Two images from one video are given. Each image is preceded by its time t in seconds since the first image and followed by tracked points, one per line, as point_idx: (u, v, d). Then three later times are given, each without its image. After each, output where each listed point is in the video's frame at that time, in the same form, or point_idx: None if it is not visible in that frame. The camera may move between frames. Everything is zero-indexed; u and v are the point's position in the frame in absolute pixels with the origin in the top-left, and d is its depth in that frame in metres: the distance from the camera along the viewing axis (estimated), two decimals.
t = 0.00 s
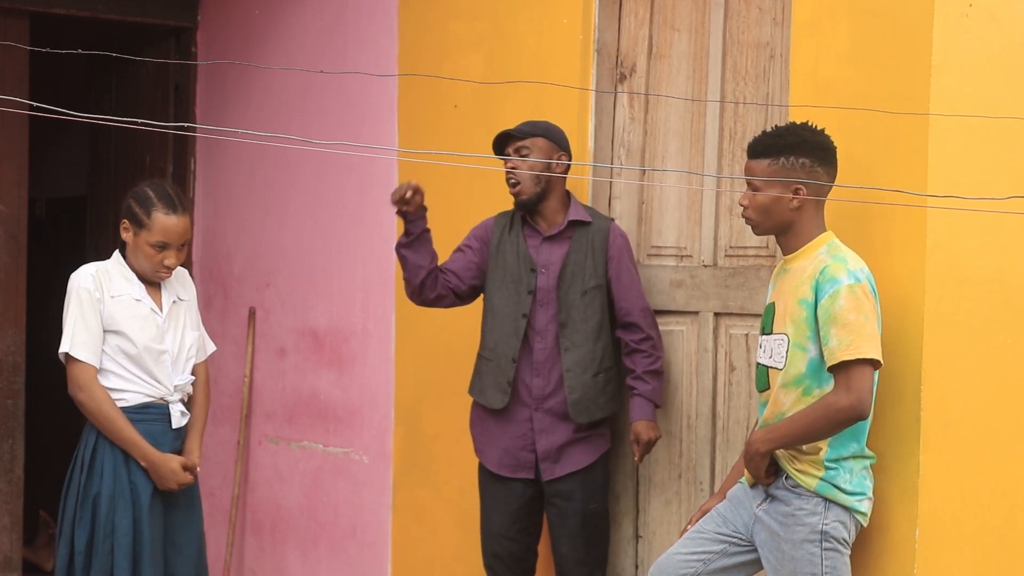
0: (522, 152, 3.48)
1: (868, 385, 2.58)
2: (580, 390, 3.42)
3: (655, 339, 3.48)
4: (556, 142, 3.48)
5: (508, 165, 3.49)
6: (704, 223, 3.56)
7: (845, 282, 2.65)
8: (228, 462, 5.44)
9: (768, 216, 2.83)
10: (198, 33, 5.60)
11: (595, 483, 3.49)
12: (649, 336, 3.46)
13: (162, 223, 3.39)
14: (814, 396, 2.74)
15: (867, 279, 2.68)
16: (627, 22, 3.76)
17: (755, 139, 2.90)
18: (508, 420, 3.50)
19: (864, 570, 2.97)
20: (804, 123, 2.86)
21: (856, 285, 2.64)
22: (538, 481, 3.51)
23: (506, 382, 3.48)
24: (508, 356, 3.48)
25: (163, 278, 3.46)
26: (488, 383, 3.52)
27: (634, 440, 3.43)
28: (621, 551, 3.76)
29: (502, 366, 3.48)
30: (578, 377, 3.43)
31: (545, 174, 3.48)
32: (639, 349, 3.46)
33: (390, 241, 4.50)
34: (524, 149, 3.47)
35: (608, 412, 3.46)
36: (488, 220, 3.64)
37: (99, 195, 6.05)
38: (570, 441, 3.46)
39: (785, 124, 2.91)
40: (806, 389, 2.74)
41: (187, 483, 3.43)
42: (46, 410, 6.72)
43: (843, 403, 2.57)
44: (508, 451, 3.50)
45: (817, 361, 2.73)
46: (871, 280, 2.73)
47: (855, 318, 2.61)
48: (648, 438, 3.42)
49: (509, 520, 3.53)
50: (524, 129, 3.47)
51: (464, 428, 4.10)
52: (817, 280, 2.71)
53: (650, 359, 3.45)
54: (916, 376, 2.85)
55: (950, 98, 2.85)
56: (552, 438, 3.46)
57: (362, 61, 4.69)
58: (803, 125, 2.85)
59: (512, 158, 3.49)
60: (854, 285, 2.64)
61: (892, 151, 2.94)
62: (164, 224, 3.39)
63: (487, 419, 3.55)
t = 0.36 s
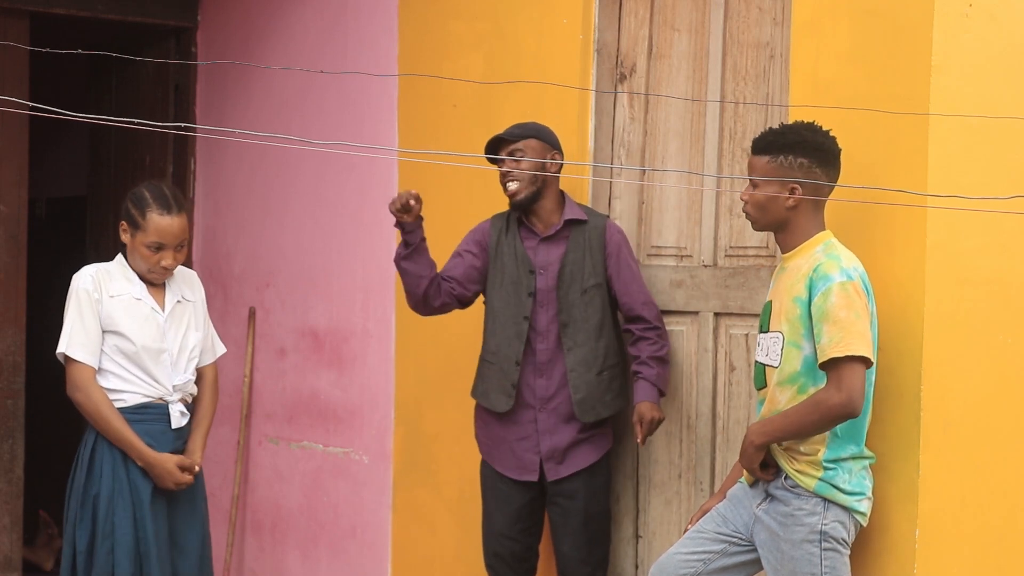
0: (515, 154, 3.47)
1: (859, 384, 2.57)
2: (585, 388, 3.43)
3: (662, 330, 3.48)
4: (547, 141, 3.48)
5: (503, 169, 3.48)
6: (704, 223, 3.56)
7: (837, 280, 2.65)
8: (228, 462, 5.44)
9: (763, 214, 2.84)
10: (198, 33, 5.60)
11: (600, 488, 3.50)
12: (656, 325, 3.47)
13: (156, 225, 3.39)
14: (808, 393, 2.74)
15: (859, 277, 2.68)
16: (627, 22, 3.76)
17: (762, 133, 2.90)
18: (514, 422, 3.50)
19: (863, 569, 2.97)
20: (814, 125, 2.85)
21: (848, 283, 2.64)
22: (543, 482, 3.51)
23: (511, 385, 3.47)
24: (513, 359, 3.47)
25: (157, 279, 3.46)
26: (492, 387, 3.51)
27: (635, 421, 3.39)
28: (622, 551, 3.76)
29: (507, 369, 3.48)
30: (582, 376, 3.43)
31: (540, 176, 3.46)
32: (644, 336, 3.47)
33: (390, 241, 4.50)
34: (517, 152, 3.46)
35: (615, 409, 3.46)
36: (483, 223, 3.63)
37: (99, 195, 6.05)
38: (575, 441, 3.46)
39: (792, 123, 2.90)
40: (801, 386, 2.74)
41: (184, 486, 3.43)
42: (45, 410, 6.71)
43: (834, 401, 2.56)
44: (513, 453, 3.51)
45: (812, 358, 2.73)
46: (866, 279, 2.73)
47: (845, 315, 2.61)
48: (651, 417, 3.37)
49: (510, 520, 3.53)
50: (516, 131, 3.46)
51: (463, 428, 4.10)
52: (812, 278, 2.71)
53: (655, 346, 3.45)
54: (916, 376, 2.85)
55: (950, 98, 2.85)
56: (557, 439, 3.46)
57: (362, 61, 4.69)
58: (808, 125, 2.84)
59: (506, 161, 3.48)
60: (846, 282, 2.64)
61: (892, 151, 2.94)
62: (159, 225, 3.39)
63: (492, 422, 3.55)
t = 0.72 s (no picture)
0: (516, 157, 3.45)
1: (854, 380, 2.57)
2: (586, 388, 3.43)
3: (659, 335, 3.48)
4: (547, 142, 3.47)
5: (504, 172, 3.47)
6: (704, 223, 3.56)
7: (831, 277, 2.65)
8: (228, 462, 5.44)
9: (758, 210, 2.86)
10: (198, 33, 5.60)
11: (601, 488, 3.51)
12: (654, 329, 3.47)
13: (151, 221, 3.39)
14: (804, 390, 2.73)
15: (854, 274, 2.68)
16: (627, 22, 3.76)
17: (766, 130, 2.92)
18: (516, 422, 3.50)
19: (864, 569, 2.97)
20: (817, 127, 2.85)
21: (842, 280, 2.64)
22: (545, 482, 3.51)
23: (512, 385, 3.47)
24: (514, 359, 3.46)
25: (153, 276, 3.46)
26: (494, 387, 3.51)
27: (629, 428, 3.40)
28: (621, 551, 3.76)
29: (507, 369, 3.47)
30: (584, 376, 3.43)
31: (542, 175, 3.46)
32: (642, 341, 3.47)
33: (390, 241, 4.50)
34: (518, 153, 3.45)
35: (613, 410, 3.47)
36: (484, 222, 3.62)
37: (99, 195, 6.05)
38: (578, 441, 3.46)
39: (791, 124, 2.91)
40: (797, 384, 2.74)
41: (173, 494, 3.40)
42: (45, 410, 6.71)
43: (829, 398, 2.57)
44: (515, 453, 3.51)
45: (807, 356, 2.72)
46: (862, 277, 2.73)
47: (838, 312, 2.61)
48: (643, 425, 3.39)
49: (511, 520, 3.53)
50: (514, 134, 3.45)
51: (463, 428, 4.10)
52: (807, 276, 2.71)
53: (652, 352, 3.45)
54: (916, 375, 2.85)
55: (950, 98, 2.85)
56: (560, 440, 3.46)
57: (362, 61, 4.69)
58: (809, 126, 2.84)
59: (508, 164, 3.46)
60: (840, 280, 2.64)
61: (892, 151, 2.94)
62: (154, 222, 3.39)
63: (495, 421, 3.55)
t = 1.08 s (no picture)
0: (538, 140, 3.49)
1: (851, 380, 2.56)
2: (591, 384, 3.43)
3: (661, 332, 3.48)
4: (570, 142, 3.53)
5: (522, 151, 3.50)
6: (704, 223, 3.56)
7: (829, 277, 2.65)
8: (228, 462, 5.44)
9: (755, 211, 2.87)
10: (198, 33, 5.60)
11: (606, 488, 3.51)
12: (656, 326, 3.47)
13: (140, 221, 3.39)
14: (802, 390, 2.73)
15: (853, 275, 2.68)
16: (627, 22, 3.76)
17: (762, 132, 2.93)
18: (522, 417, 3.50)
19: (863, 569, 2.97)
20: (811, 125, 2.84)
21: (840, 280, 2.64)
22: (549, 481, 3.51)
23: (522, 380, 3.45)
24: (524, 353, 3.45)
25: (150, 276, 3.46)
26: (501, 381, 3.49)
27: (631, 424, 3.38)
28: (621, 551, 3.76)
29: (518, 363, 3.46)
30: (589, 371, 3.43)
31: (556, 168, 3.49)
32: (644, 339, 3.46)
33: (390, 241, 4.50)
34: (541, 137, 3.49)
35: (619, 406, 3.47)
36: (488, 218, 3.60)
37: (98, 195, 6.05)
38: (583, 438, 3.46)
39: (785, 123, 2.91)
40: (795, 384, 2.74)
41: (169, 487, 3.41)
42: (45, 410, 6.71)
43: (826, 397, 2.57)
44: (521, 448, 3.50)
45: (805, 356, 2.72)
46: (860, 277, 2.73)
47: (835, 312, 2.61)
48: (647, 420, 3.37)
49: (515, 521, 3.52)
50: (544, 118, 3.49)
51: (463, 427, 4.10)
52: (805, 276, 2.71)
53: (654, 348, 3.45)
54: (916, 375, 2.85)
55: (949, 98, 2.86)
56: (567, 436, 3.46)
57: (362, 61, 4.69)
58: (803, 125, 2.84)
59: (527, 144, 3.50)
60: (838, 280, 2.64)
61: (892, 151, 2.94)
62: (143, 222, 3.39)
63: (500, 417, 3.54)
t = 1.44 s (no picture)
0: (539, 148, 3.46)
1: (854, 379, 2.57)
2: (593, 387, 3.42)
3: (665, 339, 3.50)
4: (571, 142, 3.48)
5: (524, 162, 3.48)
6: (704, 223, 3.56)
7: (830, 277, 2.65)
8: (228, 462, 5.44)
9: (753, 212, 2.87)
10: (198, 33, 5.60)
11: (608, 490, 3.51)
12: (659, 333, 3.48)
13: (120, 225, 3.39)
14: (804, 390, 2.73)
15: (853, 274, 2.68)
16: (627, 22, 3.76)
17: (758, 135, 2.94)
18: (521, 416, 3.49)
19: (863, 569, 2.97)
20: (804, 124, 2.84)
21: (841, 280, 2.64)
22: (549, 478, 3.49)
23: (519, 376, 3.46)
24: (521, 351, 3.45)
25: (144, 275, 3.46)
26: (500, 378, 3.50)
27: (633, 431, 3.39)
28: (621, 551, 3.76)
29: (514, 361, 3.46)
30: (591, 375, 3.42)
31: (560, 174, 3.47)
32: (648, 344, 3.47)
33: (390, 241, 4.50)
34: (541, 145, 3.45)
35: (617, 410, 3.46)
36: (498, 214, 3.61)
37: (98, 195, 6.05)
38: (584, 437, 3.46)
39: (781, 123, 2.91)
40: (797, 384, 2.74)
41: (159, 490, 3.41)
42: (45, 410, 6.71)
43: (828, 398, 2.57)
44: (521, 447, 3.50)
45: (807, 356, 2.72)
46: (861, 277, 2.73)
47: (837, 312, 2.61)
48: (647, 426, 3.38)
49: (517, 521, 3.52)
50: (541, 126, 3.45)
51: (463, 427, 4.10)
52: (806, 276, 2.71)
53: (657, 355, 3.46)
54: (916, 375, 2.85)
55: (949, 98, 2.85)
56: (565, 435, 3.45)
57: (362, 61, 4.69)
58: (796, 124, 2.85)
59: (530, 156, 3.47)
60: (839, 280, 2.64)
61: (891, 151, 2.94)
62: (123, 225, 3.39)
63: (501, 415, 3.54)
